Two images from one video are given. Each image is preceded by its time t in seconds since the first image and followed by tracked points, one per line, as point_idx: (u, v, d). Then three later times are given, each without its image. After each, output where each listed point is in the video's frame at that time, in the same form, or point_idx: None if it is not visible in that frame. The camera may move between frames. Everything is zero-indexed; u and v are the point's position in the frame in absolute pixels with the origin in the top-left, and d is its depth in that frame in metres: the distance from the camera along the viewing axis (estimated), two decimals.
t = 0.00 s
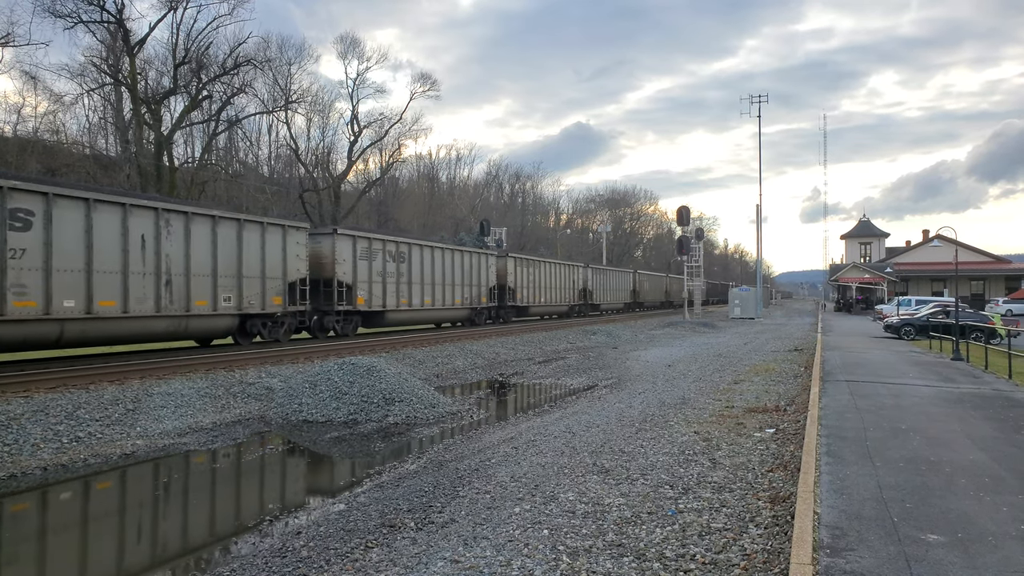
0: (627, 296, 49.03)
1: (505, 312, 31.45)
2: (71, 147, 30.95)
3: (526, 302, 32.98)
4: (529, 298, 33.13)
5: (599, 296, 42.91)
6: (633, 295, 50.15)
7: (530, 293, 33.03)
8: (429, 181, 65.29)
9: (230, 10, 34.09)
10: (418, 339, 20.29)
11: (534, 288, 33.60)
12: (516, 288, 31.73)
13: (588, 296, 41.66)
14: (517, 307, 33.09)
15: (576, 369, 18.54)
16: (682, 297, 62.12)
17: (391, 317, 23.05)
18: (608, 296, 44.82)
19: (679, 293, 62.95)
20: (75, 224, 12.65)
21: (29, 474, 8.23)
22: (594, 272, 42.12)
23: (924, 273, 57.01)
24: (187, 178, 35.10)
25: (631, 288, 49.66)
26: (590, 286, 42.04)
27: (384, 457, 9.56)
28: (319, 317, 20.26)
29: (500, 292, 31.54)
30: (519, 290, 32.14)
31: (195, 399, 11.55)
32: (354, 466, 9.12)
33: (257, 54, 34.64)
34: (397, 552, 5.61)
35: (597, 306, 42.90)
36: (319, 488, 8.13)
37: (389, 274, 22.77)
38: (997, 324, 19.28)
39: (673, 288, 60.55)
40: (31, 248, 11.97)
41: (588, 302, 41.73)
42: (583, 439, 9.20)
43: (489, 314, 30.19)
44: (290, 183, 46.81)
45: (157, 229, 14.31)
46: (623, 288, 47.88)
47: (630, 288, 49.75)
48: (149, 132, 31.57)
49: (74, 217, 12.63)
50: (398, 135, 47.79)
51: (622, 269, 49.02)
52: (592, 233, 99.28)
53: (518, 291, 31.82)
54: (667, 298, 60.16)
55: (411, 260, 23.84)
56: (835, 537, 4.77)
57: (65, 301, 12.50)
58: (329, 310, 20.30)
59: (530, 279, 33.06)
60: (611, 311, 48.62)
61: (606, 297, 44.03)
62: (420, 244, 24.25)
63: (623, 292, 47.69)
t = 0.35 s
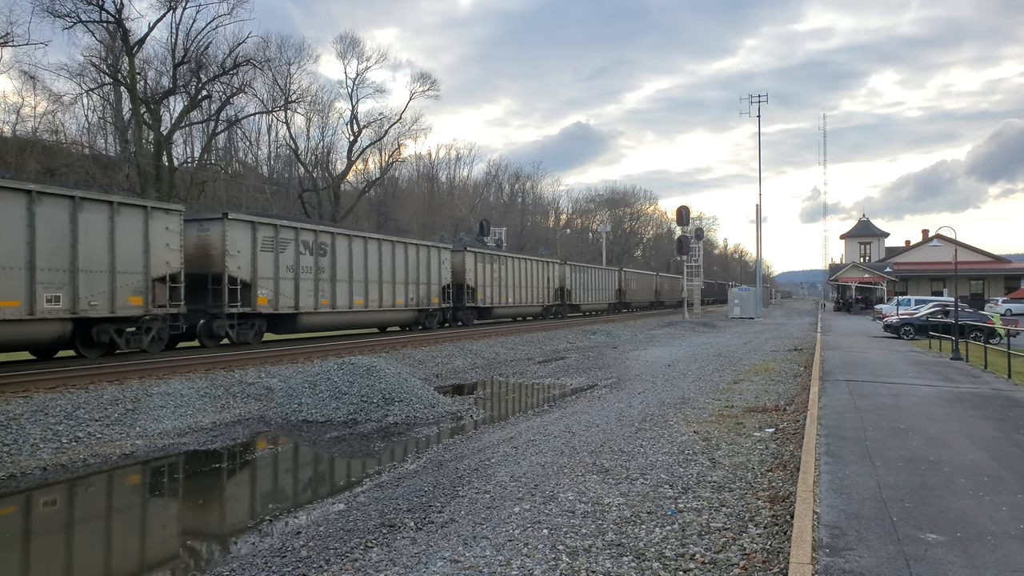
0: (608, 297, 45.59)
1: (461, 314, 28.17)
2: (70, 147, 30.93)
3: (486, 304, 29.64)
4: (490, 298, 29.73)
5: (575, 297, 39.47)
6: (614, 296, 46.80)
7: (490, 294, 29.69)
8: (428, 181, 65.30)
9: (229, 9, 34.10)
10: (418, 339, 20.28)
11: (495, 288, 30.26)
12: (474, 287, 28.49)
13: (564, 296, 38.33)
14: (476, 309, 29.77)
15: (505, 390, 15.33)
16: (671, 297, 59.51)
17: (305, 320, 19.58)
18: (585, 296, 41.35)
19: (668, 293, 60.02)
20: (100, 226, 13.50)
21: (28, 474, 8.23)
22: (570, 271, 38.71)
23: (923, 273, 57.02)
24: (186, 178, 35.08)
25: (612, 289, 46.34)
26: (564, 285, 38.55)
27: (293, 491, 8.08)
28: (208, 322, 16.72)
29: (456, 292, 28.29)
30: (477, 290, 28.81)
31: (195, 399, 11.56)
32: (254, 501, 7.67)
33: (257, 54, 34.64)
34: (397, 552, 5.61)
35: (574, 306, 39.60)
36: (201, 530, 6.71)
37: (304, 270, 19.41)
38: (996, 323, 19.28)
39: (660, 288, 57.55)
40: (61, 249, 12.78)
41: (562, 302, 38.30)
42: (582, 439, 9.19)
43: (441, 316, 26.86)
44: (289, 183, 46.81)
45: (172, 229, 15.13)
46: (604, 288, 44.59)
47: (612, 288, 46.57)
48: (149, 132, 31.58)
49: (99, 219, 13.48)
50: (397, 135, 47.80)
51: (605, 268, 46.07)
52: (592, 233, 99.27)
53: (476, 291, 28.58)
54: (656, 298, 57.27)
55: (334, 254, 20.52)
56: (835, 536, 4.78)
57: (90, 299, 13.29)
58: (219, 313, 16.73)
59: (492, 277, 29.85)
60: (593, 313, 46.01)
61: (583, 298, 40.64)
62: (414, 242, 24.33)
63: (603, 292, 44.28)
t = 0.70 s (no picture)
0: (586, 297, 42.08)
1: (403, 317, 24.70)
2: (68, 147, 30.90)
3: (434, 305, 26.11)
4: (438, 299, 26.19)
5: (548, 296, 35.99)
6: (593, 295, 43.46)
7: (438, 293, 26.16)
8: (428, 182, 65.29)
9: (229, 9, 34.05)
10: (417, 339, 20.29)
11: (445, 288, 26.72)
12: (418, 286, 25.02)
13: (534, 295, 34.88)
14: (424, 311, 26.26)
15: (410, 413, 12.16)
16: (661, 297, 56.88)
17: (261, 322, 17.98)
18: (560, 295, 37.93)
19: (657, 293, 57.28)
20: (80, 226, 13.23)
21: (26, 474, 8.22)
22: (542, 267, 35.23)
23: (922, 273, 57.12)
24: (185, 178, 35.03)
25: (591, 288, 42.86)
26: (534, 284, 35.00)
27: (150, 544, 6.34)
28: (13, 330, 12.37)
29: (397, 291, 24.87)
30: (423, 289, 25.28)
31: (192, 399, 11.54)
32: (80, 563, 5.84)
33: (255, 53, 34.60)
34: (395, 553, 5.60)
35: (549, 306, 36.26)
36: (141, 553, 6.10)
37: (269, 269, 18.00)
38: (994, 324, 19.33)
39: (647, 286, 54.52)
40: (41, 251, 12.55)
41: (533, 302, 34.91)
42: (581, 439, 9.19)
43: (377, 320, 23.32)
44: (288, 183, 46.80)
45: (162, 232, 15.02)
46: (581, 285, 41.08)
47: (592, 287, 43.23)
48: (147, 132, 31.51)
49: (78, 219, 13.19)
50: (396, 135, 47.79)
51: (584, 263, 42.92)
52: (590, 233, 99.34)
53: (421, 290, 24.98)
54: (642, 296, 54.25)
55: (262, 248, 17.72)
56: (833, 536, 4.78)
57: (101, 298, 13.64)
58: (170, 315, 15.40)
59: (442, 275, 26.39)
60: (574, 314, 43.09)
61: (558, 297, 37.15)
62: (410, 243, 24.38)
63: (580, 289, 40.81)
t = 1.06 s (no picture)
0: (561, 298, 38.13)
1: (325, 321, 20.37)
2: (67, 147, 30.88)
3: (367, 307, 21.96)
4: (372, 298, 22.07)
5: (516, 296, 32.26)
6: (570, 296, 39.60)
7: (371, 291, 22.00)
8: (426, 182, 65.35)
9: (228, 9, 34.07)
10: (416, 339, 20.28)
11: (383, 286, 22.67)
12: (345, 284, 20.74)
13: (500, 293, 31.11)
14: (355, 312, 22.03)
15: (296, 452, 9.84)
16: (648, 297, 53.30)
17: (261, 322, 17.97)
18: (532, 294, 34.23)
19: (645, 293, 54.16)
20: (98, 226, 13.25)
21: (25, 475, 8.20)
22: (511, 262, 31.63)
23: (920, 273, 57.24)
24: (183, 178, 35.01)
25: (568, 289, 39.07)
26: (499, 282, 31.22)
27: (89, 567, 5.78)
28: None
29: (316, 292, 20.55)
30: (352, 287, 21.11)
31: (191, 400, 11.54)
32: (85, 563, 5.86)
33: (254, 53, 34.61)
34: (394, 553, 5.60)
35: (518, 307, 32.50)
36: (144, 554, 6.10)
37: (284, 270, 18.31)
38: (992, 323, 19.35)
39: (634, 285, 51.05)
40: (59, 250, 12.58)
41: (499, 303, 31.22)
42: (580, 439, 9.18)
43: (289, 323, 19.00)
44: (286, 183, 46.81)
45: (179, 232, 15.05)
46: (555, 284, 37.30)
47: (570, 286, 39.56)
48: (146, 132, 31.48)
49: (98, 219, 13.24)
50: (395, 135, 47.80)
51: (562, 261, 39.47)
52: (589, 233, 99.48)
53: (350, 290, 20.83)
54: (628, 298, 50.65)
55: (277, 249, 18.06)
56: (831, 536, 4.79)
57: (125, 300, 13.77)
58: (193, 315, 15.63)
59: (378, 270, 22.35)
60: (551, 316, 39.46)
61: (528, 298, 33.42)
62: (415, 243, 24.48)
63: (554, 288, 36.94)
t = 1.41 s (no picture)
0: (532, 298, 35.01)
1: None
2: (65, 147, 30.80)
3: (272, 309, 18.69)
4: (279, 299, 18.78)
5: (477, 296, 29.32)
6: (543, 296, 36.51)
7: (276, 291, 18.68)
8: (425, 182, 65.32)
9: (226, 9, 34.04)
10: (415, 339, 20.28)
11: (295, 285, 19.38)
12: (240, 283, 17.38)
13: (456, 294, 28.18)
14: (258, 316, 18.72)
15: (164, 493, 7.85)
16: (635, 297, 50.80)
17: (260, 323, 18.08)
18: (497, 293, 31.32)
19: (632, 294, 51.60)
20: (118, 229, 14.16)
21: (23, 475, 8.18)
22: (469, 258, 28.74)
23: (919, 273, 57.29)
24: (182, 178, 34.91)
25: (539, 289, 35.98)
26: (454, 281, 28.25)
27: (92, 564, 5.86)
28: None
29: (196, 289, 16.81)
30: (249, 285, 17.77)
31: (190, 400, 11.53)
32: (86, 562, 5.91)
33: (253, 54, 34.55)
34: (393, 553, 5.60)
35: (479, 308, 29.57)
36: (143, 552, 6.13)
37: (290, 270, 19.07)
38: (990, 323, 19.38)
39: (620, 285, 48.74)
40: (85, 252, 13.49)
41: (455, 303, 28.29)
42: (579, 440, 9.17)
43: (159, 331, 15.56)
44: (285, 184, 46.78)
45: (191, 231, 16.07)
46: (524, 283, 34.20)
47: (543, 285, 36.52)
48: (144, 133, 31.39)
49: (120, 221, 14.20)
50: (394, 135, 47.75)
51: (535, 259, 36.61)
52: (588, 233, 99.47)
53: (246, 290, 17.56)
54: (613, 299, 48.02)
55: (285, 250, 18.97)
56: (830, 536, 4.79)
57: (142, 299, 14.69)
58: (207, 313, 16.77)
59: (287, 267, 19.06)
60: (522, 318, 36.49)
61: (491, 297, 30.46)
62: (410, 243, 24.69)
63: (522, 287, 33.92)
